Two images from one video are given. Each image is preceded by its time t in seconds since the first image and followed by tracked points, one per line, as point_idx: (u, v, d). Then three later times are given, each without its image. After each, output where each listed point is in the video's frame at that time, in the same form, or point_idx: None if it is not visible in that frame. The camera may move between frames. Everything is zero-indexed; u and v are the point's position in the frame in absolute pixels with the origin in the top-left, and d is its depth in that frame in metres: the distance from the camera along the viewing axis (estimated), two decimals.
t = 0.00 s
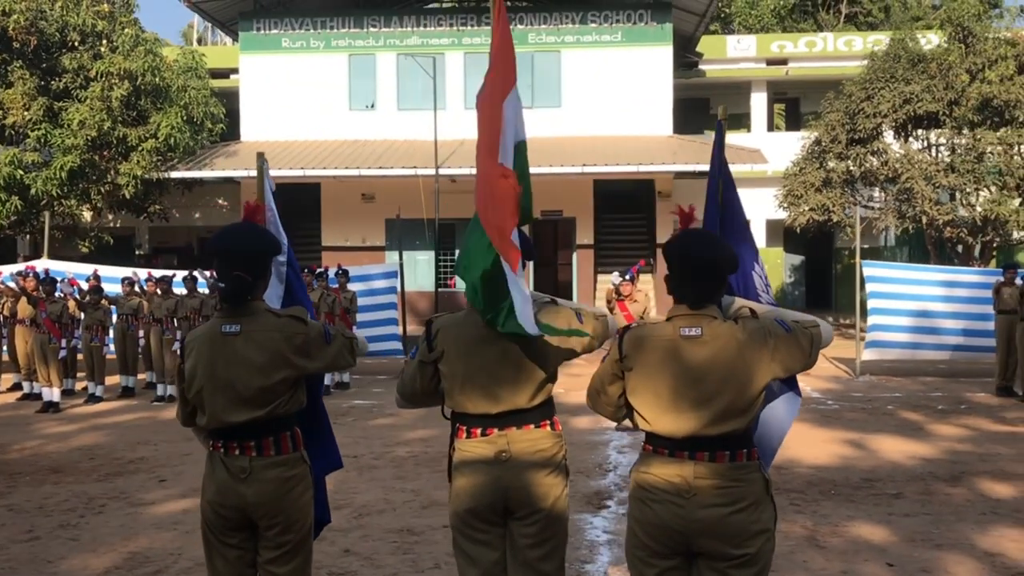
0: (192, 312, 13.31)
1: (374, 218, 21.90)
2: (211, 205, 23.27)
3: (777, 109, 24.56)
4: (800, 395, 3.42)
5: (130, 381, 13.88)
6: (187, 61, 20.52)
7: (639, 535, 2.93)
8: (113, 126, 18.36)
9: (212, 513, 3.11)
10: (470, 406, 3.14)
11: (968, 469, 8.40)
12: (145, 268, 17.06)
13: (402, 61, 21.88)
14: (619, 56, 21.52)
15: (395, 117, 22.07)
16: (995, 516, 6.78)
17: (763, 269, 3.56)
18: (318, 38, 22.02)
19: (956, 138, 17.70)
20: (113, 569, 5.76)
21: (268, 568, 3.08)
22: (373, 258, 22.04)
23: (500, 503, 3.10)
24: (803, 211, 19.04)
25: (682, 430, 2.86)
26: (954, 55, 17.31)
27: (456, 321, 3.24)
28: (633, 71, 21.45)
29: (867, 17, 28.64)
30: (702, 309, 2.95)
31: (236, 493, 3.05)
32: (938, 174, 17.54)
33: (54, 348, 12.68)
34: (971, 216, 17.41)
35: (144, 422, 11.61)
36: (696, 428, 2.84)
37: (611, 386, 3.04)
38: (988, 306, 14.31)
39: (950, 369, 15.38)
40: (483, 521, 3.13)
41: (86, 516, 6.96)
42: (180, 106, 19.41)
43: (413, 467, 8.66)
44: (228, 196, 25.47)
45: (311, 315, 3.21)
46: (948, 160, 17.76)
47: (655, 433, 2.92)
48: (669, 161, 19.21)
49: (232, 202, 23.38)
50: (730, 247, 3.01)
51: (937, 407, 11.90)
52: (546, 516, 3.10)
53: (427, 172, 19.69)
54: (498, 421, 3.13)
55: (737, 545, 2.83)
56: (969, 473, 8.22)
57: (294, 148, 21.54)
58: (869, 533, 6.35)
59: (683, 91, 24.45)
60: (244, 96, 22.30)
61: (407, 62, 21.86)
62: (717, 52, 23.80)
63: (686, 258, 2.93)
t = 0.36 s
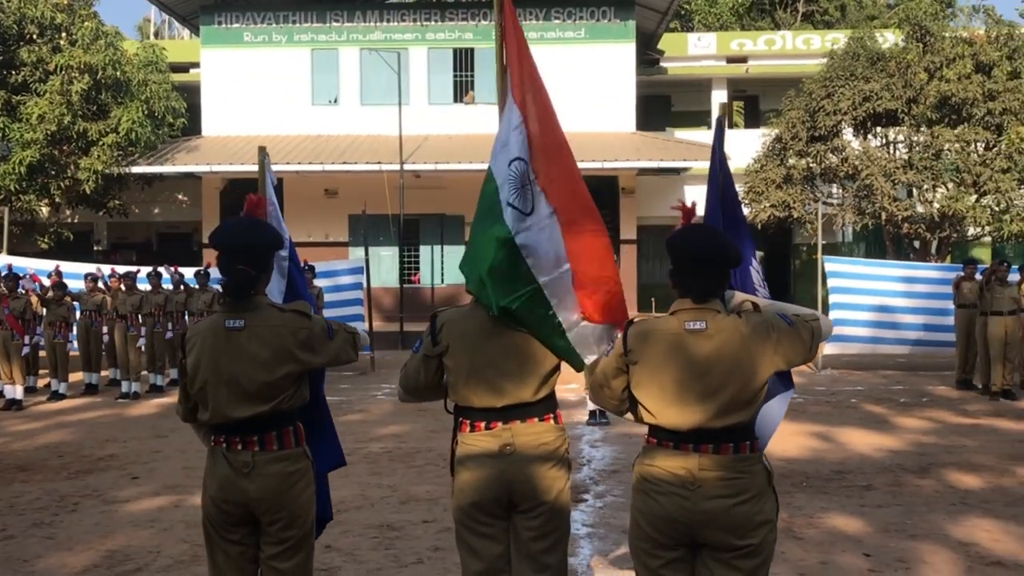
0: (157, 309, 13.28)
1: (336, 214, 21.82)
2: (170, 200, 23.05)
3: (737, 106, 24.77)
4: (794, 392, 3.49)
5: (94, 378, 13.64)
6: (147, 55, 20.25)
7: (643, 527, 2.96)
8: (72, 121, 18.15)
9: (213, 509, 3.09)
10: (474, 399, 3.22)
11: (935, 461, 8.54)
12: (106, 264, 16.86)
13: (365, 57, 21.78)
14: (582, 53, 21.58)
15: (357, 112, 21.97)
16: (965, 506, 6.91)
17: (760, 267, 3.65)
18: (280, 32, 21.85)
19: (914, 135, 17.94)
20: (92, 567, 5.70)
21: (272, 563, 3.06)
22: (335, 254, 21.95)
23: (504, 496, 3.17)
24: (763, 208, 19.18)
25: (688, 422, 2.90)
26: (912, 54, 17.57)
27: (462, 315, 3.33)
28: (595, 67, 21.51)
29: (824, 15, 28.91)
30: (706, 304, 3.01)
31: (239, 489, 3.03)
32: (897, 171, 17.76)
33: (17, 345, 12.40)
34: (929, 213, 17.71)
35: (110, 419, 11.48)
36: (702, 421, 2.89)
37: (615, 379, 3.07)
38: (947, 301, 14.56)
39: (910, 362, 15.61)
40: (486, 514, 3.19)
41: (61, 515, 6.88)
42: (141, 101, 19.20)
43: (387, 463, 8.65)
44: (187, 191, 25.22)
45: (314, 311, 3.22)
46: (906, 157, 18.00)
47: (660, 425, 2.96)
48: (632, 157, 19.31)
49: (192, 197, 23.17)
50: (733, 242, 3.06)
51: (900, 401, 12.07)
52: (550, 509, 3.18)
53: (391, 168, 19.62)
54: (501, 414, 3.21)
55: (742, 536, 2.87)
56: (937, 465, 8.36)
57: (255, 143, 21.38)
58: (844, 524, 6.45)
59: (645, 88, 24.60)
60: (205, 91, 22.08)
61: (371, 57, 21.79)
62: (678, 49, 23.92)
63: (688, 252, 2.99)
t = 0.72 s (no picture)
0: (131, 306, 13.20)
1: (311, 211, 21.72)
2: (142, 196, 22.85)
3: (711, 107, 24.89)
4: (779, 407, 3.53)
5: (67, 376, 13.50)
6: (120, 49, 20.00)
7: (644, 525, 2.95)
8: (44, 115, 17.94)
9: (212, 506, 3.14)
10: (476, 397, 3.24)
11: (913, 460, 8.61)
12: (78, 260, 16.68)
13: (341, 54, 21.68)
14: (559, 52, 21.59)
15: (333, 109, 21.87)
16: (945, 506, 6.97)
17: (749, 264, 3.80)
18: (255, 28, 21.74)
19: (888, 137, 18.08)
20: (74, 566, 5.63)
21: (269, 561, 3.11)
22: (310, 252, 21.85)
23: (504, 494, 3.19)
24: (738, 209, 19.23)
25: (689, 421, 2.90)
26: (887, 57, 17.72)
27: (462, 313, 3.33)
28: (572, 67, 21.54)
29: (797, 17, 29.06)
30: (708, 302, 3.01)
31: (238, 487, 3.09)
32: (871, 173, 17.87)
33: None
34: (902, 215, 17.85)
35: (84, 417, 11.36)
36: (702, 420, 2.89)
37: (615, 378, 3.07)
38: (921, 303, 14.62)
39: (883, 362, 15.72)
40: (486, 512, 3.21)
41: (39, 513, 6.81)
42: (114, 96, 18.99)
43: (368, 462, 8.61)
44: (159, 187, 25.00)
45: (314, 308, 3.30)
46: (880, 159, 18.14)
47: (661, 424, 2.96)
48: (608, 157, 19.34)
49: (164, 193, 22.97)
50: (732, 239, 3.06)
51: (875, 401, 12.17)
52: (549, 506, 3.20)
53: (367, 165, 19.54)
54: (501, 412, 3.23)
55: (742, 534, 2.87)
56: (914, 465, 8.44)
57: (229, 139, 21.22)
58: (827, 523, 6.48)
59: (621, 88, 24.65)
60: (179, 85, 21.89)
61: (347, 53, 21.68)
62: (654, 49, 24.08)
63: (687, 251, 2.99)
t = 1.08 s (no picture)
0: (120, 309, 13.11)
1: (299, 216, 21.69)
2: (130, 198, 22.77)
3: (699, 117, 25.00)
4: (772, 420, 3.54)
5: (52, 377, 13.43)
6: (110, 50, 19.91)
7: (642, 535, 2.96)
8: (33, 115, 17.87)
9: (211, 512, 3.16)
10: (474, 404, 3.25)
11: (900, 472, 8.65)
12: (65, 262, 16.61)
13: (331, 59, 21.66)
14: (549, 60, 21.63)
15: (322, 114, 21.85)
16: (932, 518, 7.01)
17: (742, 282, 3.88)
18: (246, 31, 21.69)
19: (875, 149, 18.18)
20: (62, 570, 5.61)
21: (268, 568, 3.14)
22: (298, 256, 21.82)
23: (502, 502, 3.20)
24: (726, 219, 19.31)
25: (688, 431, 2.92)
26: (875, 69, 17.83)
27: (461, 321, 3.34)
28: (561, 75, 21.58)
29: (785, 29, 29.17)
30: (709, 313, 3.03)
31: (237, 492, 3.11)
32: (858, 184, 17.95)
33: None
34: (888, 226, 17.97)
35: (70, 419, 11.30)
36: (702, 430, 2.91)
37: (615, 387, 3.09)
38: (907, 316, 14.64)
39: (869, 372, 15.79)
40: (483, 520, 3.22)
41: (26, 516, 6.77)
42: (103, 97, 18.92)
43: (357, 467, 8.60)
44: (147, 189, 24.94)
45: (315, 313, 3.33)
46: (867, 170, 18.23)
47: (660, 434, 2.97)
48: (597, 166, 19.39)
49: (152, 195, 22.87)
50: (733, 250, 3.08)
51: (861, 412, 12.22)
52: (547, 515, 3.21)
53: (357, 170, 19.53)
54: (499, 420, 3.24)
55: (740, 545, 2.88)
56: (902, 476, 8.48)
57: (218, 143, 21.18)
58: (815, 533, 6.51)
59: (611, 97, 24.72)
60: (168, 88, 21.83)
61: (337, 59, 21.69)
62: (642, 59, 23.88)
63: (687, 263, 3.01)
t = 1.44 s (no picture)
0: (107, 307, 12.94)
1: (290, 215, 21.65)
2: (119, 196, 22.70)
3: (690, 119, 25.04)
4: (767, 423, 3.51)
5: (39, 376, 13.38)
6: (100, 47, 19.81)
7: (635, 534, 2.95)
8: (22, 113, 17.83)
9: (203, 509, 3.14)
10: (467, 403, 3.24)
11: (889, 474, 8.66)
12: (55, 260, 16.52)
13: (323, 58, 21.62)
14: (542, 61, 21.64)
15: (314, 114, 21.81)
16: (922, 520, 7.02)
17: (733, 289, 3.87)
18: (237, 30, 21.64)
19: (866, 152, 18.24)
20: (49, 568, 5.57)
21: (259, 565, 3.12)
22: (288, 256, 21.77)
23: (494, 500, 3.18)
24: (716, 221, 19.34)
25: (682, 430, 2.90)
26: (866, 73, 17.85)
27: (455, 318, 3.34)
28: (553, 76, 21.59)
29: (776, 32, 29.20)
30: (703, 311, 3.02)
31: (229, 489, 3.10)
32: (848, 188, 17.98)
33: None
34: (878, 230, 18.05)
35: (57, 418, 11.24)
36: (696, 429, 2.89)
37: (609, 386, 3.08)
38: (895, 320, 14.72)
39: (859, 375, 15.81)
40: (475, 519, 3.20)
41: (13, 514, 6.73)
42: (93, 95, 18.87)
43: (346, 467, 8.57)
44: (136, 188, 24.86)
45: (309, 310, 3.32)
46: (857, 174, 18.26)
47: (654, 433, 2.96)
48: (590, 167, 19.39)
49: (140, 194, 22.82)
50: (726, 249, 3.07)
51: (850, 414, 12.23)
52: (539, 514, 3.19)
53: (347, 170, 19.50)
54: (493, 419, 3.23)
55: (733, 544, 2.87)
56: (891, 478, 8.49)
57: (208, 141, 21.12)
58: (805, 535, 6.51)
59: (603, 99, 24.73)
60: (158, 86, 21.76)
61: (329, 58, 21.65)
62: (635, 61, 24.27)
63: (679, 262, 3.00)
